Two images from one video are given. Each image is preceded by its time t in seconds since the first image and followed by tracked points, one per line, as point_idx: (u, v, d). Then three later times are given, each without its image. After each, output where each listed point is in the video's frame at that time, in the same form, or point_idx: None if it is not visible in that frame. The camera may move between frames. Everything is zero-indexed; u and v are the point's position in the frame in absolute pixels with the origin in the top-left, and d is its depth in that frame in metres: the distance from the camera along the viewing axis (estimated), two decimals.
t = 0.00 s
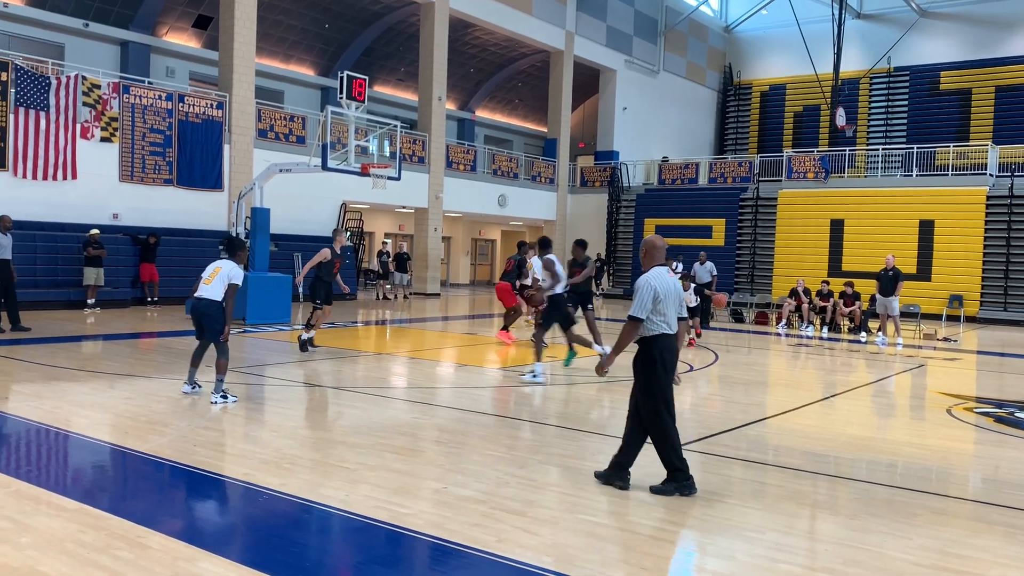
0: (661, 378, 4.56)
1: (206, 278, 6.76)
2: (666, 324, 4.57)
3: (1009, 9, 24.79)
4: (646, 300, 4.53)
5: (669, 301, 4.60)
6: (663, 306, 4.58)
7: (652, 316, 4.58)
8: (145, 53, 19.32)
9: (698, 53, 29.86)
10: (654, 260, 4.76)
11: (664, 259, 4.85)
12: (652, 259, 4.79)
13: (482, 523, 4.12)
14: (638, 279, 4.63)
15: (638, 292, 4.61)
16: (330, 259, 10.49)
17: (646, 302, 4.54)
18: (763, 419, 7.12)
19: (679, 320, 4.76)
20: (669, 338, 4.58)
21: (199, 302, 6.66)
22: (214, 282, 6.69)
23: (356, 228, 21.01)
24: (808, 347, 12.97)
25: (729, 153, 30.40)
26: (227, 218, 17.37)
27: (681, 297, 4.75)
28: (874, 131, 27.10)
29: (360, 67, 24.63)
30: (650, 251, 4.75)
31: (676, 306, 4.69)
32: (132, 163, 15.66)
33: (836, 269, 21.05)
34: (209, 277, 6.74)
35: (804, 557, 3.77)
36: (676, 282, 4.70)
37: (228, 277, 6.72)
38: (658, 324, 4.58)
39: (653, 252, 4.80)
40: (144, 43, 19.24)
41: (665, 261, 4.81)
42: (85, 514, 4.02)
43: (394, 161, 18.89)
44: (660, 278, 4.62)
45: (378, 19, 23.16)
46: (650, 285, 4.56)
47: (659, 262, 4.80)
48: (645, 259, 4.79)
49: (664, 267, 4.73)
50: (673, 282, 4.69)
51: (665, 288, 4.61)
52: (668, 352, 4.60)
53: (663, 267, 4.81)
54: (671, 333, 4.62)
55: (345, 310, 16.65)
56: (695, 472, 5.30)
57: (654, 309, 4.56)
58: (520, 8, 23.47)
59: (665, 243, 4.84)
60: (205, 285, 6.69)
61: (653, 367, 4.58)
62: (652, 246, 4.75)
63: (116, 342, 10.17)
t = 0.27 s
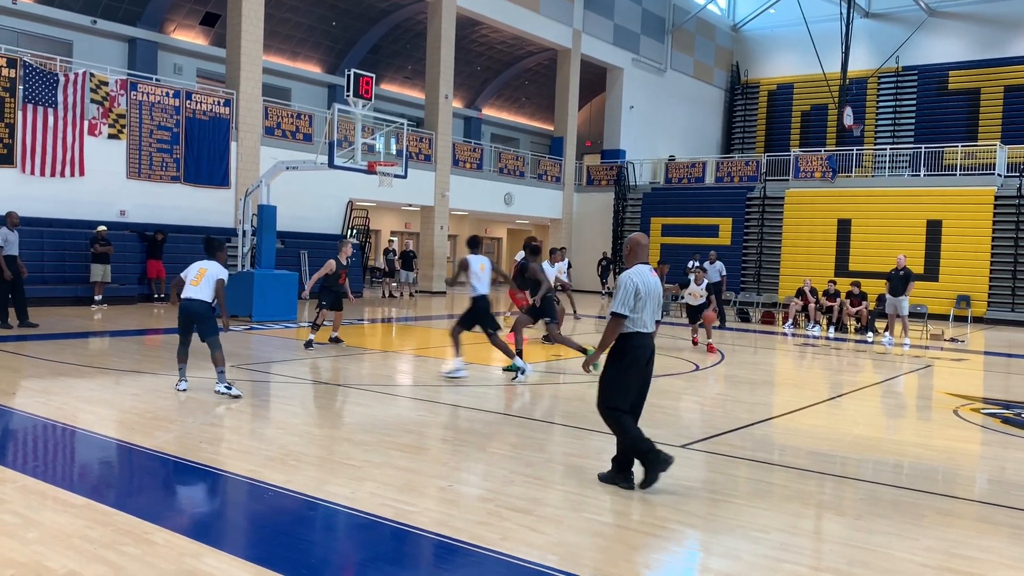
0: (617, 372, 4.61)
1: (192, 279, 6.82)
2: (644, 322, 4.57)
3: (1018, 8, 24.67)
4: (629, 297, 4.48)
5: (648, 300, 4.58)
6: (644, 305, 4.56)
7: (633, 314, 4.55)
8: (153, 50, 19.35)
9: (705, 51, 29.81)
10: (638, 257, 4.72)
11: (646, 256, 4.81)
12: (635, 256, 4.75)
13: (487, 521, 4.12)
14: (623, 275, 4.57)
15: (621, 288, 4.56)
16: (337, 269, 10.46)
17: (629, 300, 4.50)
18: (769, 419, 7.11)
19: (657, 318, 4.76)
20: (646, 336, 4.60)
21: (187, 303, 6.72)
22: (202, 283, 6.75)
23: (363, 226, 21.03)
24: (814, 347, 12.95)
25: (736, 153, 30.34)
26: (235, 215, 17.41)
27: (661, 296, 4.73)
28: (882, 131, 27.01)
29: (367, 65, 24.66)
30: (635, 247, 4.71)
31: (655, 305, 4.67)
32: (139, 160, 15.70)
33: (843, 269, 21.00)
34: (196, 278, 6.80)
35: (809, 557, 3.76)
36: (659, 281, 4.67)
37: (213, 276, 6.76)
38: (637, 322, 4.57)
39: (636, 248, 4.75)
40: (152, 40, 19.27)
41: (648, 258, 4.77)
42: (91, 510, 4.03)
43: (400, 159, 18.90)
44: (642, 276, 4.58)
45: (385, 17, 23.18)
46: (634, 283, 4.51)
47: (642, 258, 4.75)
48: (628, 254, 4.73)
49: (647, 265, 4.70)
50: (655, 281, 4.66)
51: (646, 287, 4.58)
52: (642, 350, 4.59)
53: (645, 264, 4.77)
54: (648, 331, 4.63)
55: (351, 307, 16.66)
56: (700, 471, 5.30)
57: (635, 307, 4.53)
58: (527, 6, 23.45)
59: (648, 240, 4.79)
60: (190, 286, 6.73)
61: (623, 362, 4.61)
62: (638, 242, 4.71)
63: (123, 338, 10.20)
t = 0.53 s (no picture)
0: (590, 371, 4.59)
1: (183, 261, 6.95)
2: (622, 318, 4.58)
3: None
4: (606, 294, 4.51)
5: (626, 296, 4.59)
6: (621, 302, 4.57)
7: (611, 312, 4.56)
8: (158, 48, 19.39)
9: (710, 50, 29.76)
10: (616, 255, 4.74)
11: (626, 254, 4.82)
12: (614, 253, 4.76)
13: (491, 519, 4.12)
14: (600, 272, 4.60)
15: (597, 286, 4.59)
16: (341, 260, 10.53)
17: (605, 297, 4.52)
18: (772, 417, 7.11)
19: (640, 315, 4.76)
20: (625, 333, 4.61)
21: (177, 285, 6.87)
22: (189, 265, 6.87)
23: (367, 224, 21.04)
24: (818, 346, 12.94)
25: (740, 151, 30.30)
26: (239, 213, 17.43)
27: (642, 293, 4.73)
28: (887, 129, 26.94)
29: (372, 63, 24.67)
30: (613, 245, 4.73)
31: (636, 301, 4.67)
32: (145, 157, 15.72)
33: (847, 268, 20.96)
34: (186, 260, 6.93)
35: (812, 556, 3.76)
36: (638, 278, 4.68)
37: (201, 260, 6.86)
38: (615, 320, 4.58)
39: (615, 246, 4.78)
40: (158, 38, 19.30)
41: (627, 257, 4.78)
42: (97, 506, 4.05)
43: (405, 157, 18.92)
44: (619, 273, 4.60)
45: (390, 15, 23.20)
46: (609, 280, 4.54)
47: (621, 256, 4.77)
48: (607, 253, 4.76)
49: (626, 262, 4.71)
50: (634, 278, 4.67)
51: (624, 284, 4.60)
52: (619, 348, 4.58)
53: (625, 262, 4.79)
54: (627, 329, 4.62)
55: (355, 305, 16.67)
56: (704, 470, 5.30)
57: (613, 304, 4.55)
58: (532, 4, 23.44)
59: (628, 237, 4.80)
60: (179, 268, 6.84)
61: (601, 360, 4.58)
62: (616, 240, 4.72)
63: (128, 335, 10.23)
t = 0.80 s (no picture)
0: (561, 372, 4.60)
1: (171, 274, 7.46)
2: (590, 317, 4.58)
3: None
4: (575, 293, 4.52)
5: (596, 295, 4.61)
6: (591, 301, 4.59)
7: (581, 311, 4.57)
8: (161, 47, 19.40)
9: (713, 48, 29.72)
10: (589, 252, 4.75)
11: (599, 252, 4.82)
12: (587, 251, 4.76)
13: (493, 517, 4.13)
14: (570, 271, 4.61)
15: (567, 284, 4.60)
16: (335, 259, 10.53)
17: (575, 296, 4.52)
18: (774, 417, 7.11)
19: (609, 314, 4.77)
20: (595, 331, 4.61)
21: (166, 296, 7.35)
22: (178, 275, 7.37)
23: (369, 222, 21.05)
24: (821, 345, 12.93)
25: (743, 150, 30.27)
26: (241, 211, 17.44)
27: (612, 291, 4.75)
28: (890, 128, 26.90)
29: (374, 61, 24.66)
30: (587, 243, 4.74)
31: (605, 301, 4.68)
32: (147, 155, 15.75)
33: (850, 267, 20.94)
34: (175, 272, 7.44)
35: (814, 555, 3.76)
36: (608, 276, 4.70)
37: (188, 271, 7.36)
38: (585, 320, 4.59)
39: (588, 245, 4.78)
40: (160, 36, 19.32)
41: (599, 254, 4.79)
42: (100, 504, 4.06)
43: (407, 156, 18.93)
44: (588, 272, 4.62)
45: (392, 14, 23.20)
46: (579, 279, 4.55)
47: (593, 254, 4.78)
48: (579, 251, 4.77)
49: (597, 261, 4.73)
50: (604, 276, 4.68)
51: (593, 282, 4.61)
52: (587, 347, 4.58)
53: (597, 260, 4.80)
54: (597, 327, 4.63)
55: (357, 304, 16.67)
56: (706, 469, 5.30)
57: (582, 304, 4.56)
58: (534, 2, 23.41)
59: (600, 236, 4.81)
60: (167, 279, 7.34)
61: (572, 360, 4.58)
62: (589, 239, 4.72)
63: (131, 334, 10.25)
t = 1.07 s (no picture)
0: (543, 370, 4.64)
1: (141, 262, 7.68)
2: (564, 313, 4.58)
3: None
4: (543, 291, 4.56)
5: (569, 291, 4.62)
6: (564, 298, 4.59)
7: (553, 308, 4.60)
8: (163, 45, 19.40)
9: (714, 47, 29.69)
10: (563, 248, 4.75)
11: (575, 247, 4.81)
12: (562, 248, 4.77)
13: (493, 517, 4.13)
14: (541, 269, 4.65)
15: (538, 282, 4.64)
16: (318, 260, 10.48)
17: (545, 293, 4.57)
18: (776, 416, 7.10)
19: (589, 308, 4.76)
20: (572, 327, 4.61)
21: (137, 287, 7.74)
22: (145, 268, 7.63)
23: (371, 221, 21.04)
24: (822, 344, 12.93)
25: (745, 149, 30.25)
26: (242, 210, 17.45)
27: (590, 286, 4.73)
28: (892, 127, 26.87)
29: (375, 60, 24.65)
30: (559, 239, 4.74)
31: (581, 295, 4.66)
32: (149, 154, 15.75)
33: (851, 266, 20.92)
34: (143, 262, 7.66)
35: (815, 555, 3.76)
36: (583, 271, 4.69)
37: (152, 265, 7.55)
38: (559, 316, 4.59)
39: (563, 241, 4.78)
40: (162, 35, 19.32)
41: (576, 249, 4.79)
42: (101, 502, 4.06)
43: (408, 155, 18.93)
44: (560, 269, 4.63)
45: (393, 13, 23.19)
46: (549, 276, 4.59)
47: (570, 250, 4.78)
48: (554, 248, 4.78)
49: (571, 256, 4.72)
50: (578, 272, 4.68)
51: (566, 279, 4.62)
52: (565, 343, 4.60)
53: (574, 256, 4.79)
54: (575, 323, 4.63)
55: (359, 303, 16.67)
56: (707, 468, 5.30)
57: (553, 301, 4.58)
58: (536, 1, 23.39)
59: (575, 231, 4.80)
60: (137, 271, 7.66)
61: (552, 356, 4.61)
62: (561, 234, 4.72)
63: (132, 332, 10.26)
